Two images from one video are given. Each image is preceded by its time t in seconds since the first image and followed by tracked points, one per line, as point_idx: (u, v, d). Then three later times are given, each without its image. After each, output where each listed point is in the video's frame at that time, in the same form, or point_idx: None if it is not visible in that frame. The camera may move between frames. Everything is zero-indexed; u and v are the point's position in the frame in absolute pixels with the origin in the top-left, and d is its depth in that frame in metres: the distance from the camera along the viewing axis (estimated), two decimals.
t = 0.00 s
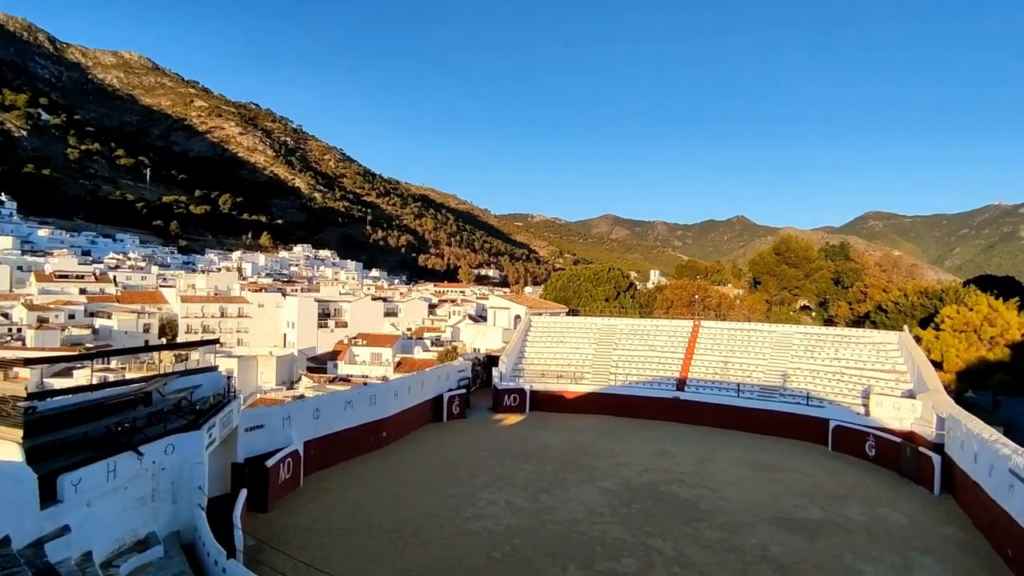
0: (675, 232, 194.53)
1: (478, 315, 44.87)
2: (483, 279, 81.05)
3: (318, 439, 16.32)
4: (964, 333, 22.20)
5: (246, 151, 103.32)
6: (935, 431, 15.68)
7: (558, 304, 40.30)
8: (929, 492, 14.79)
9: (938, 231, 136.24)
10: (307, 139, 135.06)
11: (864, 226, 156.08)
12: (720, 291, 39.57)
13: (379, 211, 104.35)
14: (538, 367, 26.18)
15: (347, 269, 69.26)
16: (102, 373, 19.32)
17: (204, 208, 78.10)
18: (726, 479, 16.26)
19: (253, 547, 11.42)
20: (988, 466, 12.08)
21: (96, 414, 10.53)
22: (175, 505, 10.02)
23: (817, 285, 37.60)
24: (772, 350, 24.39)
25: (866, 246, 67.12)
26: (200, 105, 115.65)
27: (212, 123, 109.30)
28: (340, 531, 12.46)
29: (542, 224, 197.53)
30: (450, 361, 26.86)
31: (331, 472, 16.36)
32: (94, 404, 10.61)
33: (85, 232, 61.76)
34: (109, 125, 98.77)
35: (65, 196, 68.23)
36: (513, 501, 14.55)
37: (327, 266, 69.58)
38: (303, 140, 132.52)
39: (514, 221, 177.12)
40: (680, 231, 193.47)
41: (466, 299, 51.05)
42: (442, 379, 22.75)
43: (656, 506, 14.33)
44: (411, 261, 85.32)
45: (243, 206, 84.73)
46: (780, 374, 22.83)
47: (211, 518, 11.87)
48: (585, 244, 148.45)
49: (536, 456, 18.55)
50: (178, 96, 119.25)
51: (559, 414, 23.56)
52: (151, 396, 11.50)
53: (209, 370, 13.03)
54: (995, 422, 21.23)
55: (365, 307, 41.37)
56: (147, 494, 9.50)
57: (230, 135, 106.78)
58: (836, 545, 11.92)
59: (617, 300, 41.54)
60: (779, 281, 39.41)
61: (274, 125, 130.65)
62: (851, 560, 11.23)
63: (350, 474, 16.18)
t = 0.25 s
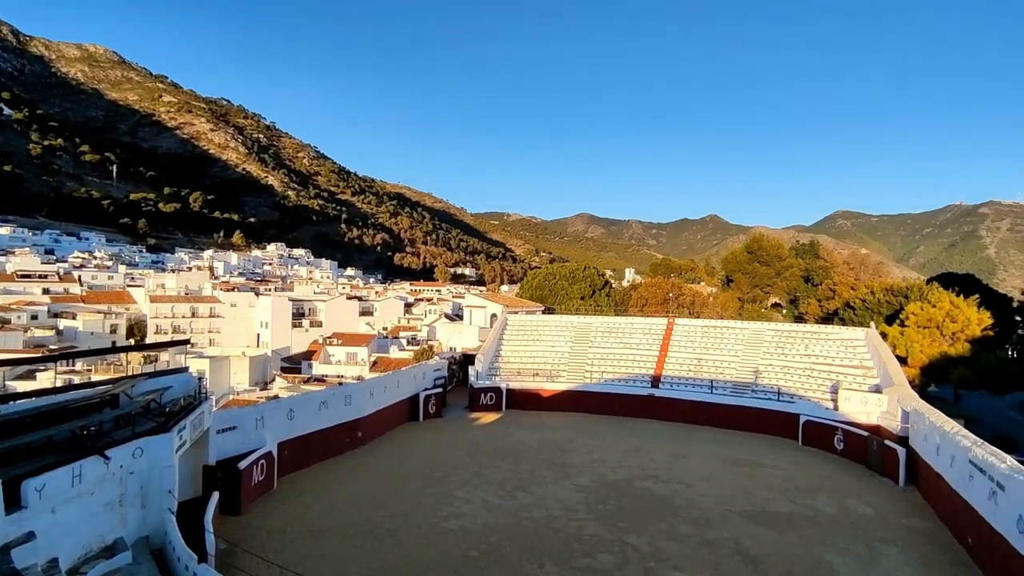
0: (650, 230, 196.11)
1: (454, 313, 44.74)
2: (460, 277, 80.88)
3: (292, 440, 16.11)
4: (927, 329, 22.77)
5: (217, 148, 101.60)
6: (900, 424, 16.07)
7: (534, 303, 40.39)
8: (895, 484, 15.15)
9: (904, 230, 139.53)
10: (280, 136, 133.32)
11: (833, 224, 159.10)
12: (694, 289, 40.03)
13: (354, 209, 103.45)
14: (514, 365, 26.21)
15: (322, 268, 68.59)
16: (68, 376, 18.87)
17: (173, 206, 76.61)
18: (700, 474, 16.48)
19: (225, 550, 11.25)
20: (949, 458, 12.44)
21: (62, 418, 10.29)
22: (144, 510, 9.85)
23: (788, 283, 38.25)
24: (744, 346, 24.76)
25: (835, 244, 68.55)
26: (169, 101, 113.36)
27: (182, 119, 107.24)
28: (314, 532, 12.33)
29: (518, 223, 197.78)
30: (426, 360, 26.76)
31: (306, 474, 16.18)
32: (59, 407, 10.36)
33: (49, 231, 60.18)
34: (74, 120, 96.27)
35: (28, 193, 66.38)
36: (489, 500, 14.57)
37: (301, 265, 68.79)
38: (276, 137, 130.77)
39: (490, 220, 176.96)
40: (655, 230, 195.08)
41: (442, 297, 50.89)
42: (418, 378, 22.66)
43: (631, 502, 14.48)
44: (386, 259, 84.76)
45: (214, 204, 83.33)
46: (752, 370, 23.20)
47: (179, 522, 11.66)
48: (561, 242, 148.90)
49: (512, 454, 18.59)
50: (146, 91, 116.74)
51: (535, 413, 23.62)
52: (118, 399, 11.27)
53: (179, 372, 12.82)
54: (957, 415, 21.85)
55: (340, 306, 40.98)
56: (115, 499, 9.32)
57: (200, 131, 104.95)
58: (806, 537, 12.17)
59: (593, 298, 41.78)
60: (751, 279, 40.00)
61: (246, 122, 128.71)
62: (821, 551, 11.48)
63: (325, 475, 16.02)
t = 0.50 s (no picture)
0: (622, 227, 197.60)
1: (428, 311, 44.58)
2: (433, 275, 80.58)
3: (263, 440, 15.89)
4: (890, 323, 23.38)
5: (184, 143, 99.55)
6: (863, 416, 16.49)
7: (508, 300, 40.44)
8: (858, 474, 15.56)
9: (867, 227, 143.01)
10: (249, 131, 131.10)
11: (800, 222, 162.25)
12: (665, 285, 40.49)
13: (326, 206, 102.33)
14: (488, 362, 26.25)
15: (293, 265, 67.75)
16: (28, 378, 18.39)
17: (138, 202, 74.87)
18: (671, 467, 16.73)
19: (194, 553, 11.06)
20: (909, 448, 12.82)
21: (22, 421, 10.03)
22: (109, 514, 9.65)
23: (758, 279, 38.94)
24: (715, 341, 25.16)
25: (802, 241, 69.90)
26: (134, 94, 110.62)
27: (147, 113, 104.80)
28: (285, 533, 12.19)
29: (492, 220, 197.67)
30: (399, 358, 26.65)
31: (277, 474, 15.98)
32: (19, 409, 10.09)
33: (7, 228, 58.34)
34: (33, 113, 93.35)
35: None
36: (463, 497, 14.59)
37: (272, 262, 67.85)
38: (245, 132, 128.60)
39: (464, 217, 176.52)
40: (627, 227, 196.63)
41: (415, 295, 50.65)
42: (391, 376, 22.56)
43: (604, 497, 14.65)
44: (359, 257, 84.07)
45: (181, 200, 81.67)
46: (722, 365, 23.58)
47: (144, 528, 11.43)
48: (535, 240, 149.25)
49: (485, 451, 18.62)
50: (109, 84, 113.71)
51: (508, 409, 23.71)
52: (80, 400, 11.01)
53: (143, 373, 12.56)
54: (917, 407, 22.51)
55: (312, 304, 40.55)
56: (78, 502, 9.12)
57: (166, 125, 102.70)
58: (774, 527, 12.44)
59: (566, 295, 42.01)
60: (721, 275, 40.63)
61: (214, 116, 126.31)
62: (787, 541, 11.74)
63: (297, 475, 15.85)
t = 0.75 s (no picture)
0: (601, 224, 198.59)
1: (407, 307, 44.39)
2: (412, 271, 80.32)
3: (240, 439, 15.70)
4: (861, 318, 23.86)
5: (156, 138, 97.73)
6: (835, 409, 16.83)
7: (487, 296, 40.44)
8: (831, 466, 15.88)
9: (839, 224, 145.65)
10: (223, 126, 129.07)
11: (775, 218, 164.58)
12: (642, 281, 40.80)
13: (303, 201, 101.31)
14: (467, 359, 26.24)
15: (269, 262, 67.02)
16: None
17: (109, 197, 73.35)
18: (649, 462, 16.91)
19: (168, 555, 10.91)
20: (879, 440, 13.13)
21: None
22: (80, 516, 9.47)
23: (734, 276, 39.44)
24: (692, 337, 25.46)
25: (777, 238, 70.99)
26: (103, 87, 108.28)
27: (118, 106, 102.69)
28: (262, 533, 12.07)
29: (471, 216, 197.45)
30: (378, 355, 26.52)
31: (254, 473, 15.80)
32: None
33: None
34: None
35: None
36: (442, 493, 14.59)
37: (248, 259, 67.04)
38: (219, 127, 126.70)
39: (443, 213, 175.99)
40: (605, 223, 197.63)
41: (394, 292, 50.38)
42: (369, 374, 22.45)
43: (583, 491, 14.77)
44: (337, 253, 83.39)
45: (153, 195, 80.23)
46: (699, 360, 23.88)
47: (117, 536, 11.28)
48: (514, 236, 149.34)
49: (465, 447, 18.62)
50: (77, 76, 111.15)
51: (488, 406, 23.73)
52: (49, 401, 10.77)
53: (114, 373, 12.33)
54: (887, 400, 23.02)
55: (290, 301, 40.03)
56: (48, 506, 8.94)
57: (137, 119, 100.71)
58: (749, 519, 12.65)
59: (545, 291, 42.15)
60: (697, 271, 41.08)
61: (187, 110, 124.24)
62: (762, 533, 11.95)
63: (275, 474, 15.70)
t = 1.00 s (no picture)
0: (578, 219, 199.23)
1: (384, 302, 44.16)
2: (389, 267, 79.96)
3: (214, 437, 15.51)
4: (833, 312, 24.33)
5: (125, 130, 95.66)
6: (807, 401, 17.18)
7: (465, 291, 40.42)
8: (803, 457, 16.23)
9: (811, 219, 148.18)
10: (195, 118, 126.75)
11: (749, 214, 166.88)
12: (619, 276, 41.08)
13: (279, 196, 100.13)
14: (445, 354, 26.21)
15: (244, 257, 66.19)
16: None
17: (76, 190, 71.67)
18: (626, 455, 17.10)
19: (141, 556, 10.76)
20: (849, 430, 13.46)
21: None
22: (48, 518, 9.27)
23: (709, 270, 39.92)
24: (668, 331, 25.75)
25: (751, 233, 71.97)
26: (70, 77, 105.61)
27: (85, 97, 100.28)
28: (237, 532, 11.96)
29: (449, 211, 196.96)
30: (355, 350, 26.38)
31: (229, 471, 15.63)
32: None
33: None
34: None
35: None
36: (420, 489, 14.61)
37: (221, 254, 66.11)
38: (191, 119, 124.47)
39: (420, 207, 175.26)
40: (583, 219, 198.36)
41: (371, 287, 50.03)
42: (347, 369, 22.33)
43: (561, 485, 14.90)
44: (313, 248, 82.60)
45: (123, 189, 78.61)
46: (675, 354, 24.16)
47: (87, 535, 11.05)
48: (491, 231, 149.39)
49: (443, 442, 18.64)
50: (42, 65, 108.22)
51: (466, 401, 23.75)
52: (15, 400, 10.51)
53: (83, 371, 12.06)
54: (857, 391, 23.56)
55: (265, 298, 39.62)
56: (15, 508, 8.74)
57: (105, 110, 98.39)
58: (723, 510, 12.88)
59: (523, 286, 42.26)
60: (673, 266, 41.54)
61: (158, 102, 121.81)
62: (736, 522, 12.19)
63: (250, 472, 15.55)
